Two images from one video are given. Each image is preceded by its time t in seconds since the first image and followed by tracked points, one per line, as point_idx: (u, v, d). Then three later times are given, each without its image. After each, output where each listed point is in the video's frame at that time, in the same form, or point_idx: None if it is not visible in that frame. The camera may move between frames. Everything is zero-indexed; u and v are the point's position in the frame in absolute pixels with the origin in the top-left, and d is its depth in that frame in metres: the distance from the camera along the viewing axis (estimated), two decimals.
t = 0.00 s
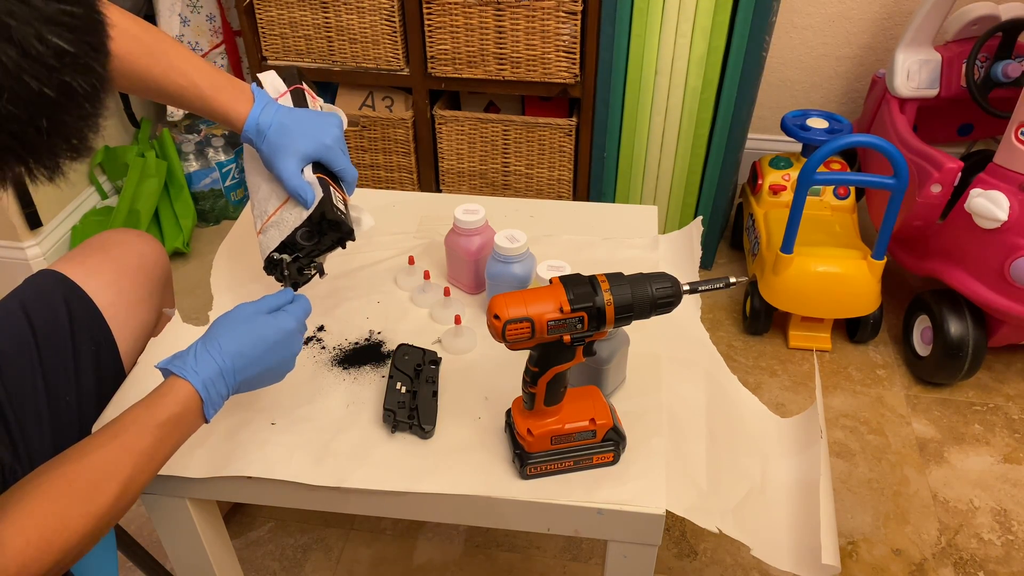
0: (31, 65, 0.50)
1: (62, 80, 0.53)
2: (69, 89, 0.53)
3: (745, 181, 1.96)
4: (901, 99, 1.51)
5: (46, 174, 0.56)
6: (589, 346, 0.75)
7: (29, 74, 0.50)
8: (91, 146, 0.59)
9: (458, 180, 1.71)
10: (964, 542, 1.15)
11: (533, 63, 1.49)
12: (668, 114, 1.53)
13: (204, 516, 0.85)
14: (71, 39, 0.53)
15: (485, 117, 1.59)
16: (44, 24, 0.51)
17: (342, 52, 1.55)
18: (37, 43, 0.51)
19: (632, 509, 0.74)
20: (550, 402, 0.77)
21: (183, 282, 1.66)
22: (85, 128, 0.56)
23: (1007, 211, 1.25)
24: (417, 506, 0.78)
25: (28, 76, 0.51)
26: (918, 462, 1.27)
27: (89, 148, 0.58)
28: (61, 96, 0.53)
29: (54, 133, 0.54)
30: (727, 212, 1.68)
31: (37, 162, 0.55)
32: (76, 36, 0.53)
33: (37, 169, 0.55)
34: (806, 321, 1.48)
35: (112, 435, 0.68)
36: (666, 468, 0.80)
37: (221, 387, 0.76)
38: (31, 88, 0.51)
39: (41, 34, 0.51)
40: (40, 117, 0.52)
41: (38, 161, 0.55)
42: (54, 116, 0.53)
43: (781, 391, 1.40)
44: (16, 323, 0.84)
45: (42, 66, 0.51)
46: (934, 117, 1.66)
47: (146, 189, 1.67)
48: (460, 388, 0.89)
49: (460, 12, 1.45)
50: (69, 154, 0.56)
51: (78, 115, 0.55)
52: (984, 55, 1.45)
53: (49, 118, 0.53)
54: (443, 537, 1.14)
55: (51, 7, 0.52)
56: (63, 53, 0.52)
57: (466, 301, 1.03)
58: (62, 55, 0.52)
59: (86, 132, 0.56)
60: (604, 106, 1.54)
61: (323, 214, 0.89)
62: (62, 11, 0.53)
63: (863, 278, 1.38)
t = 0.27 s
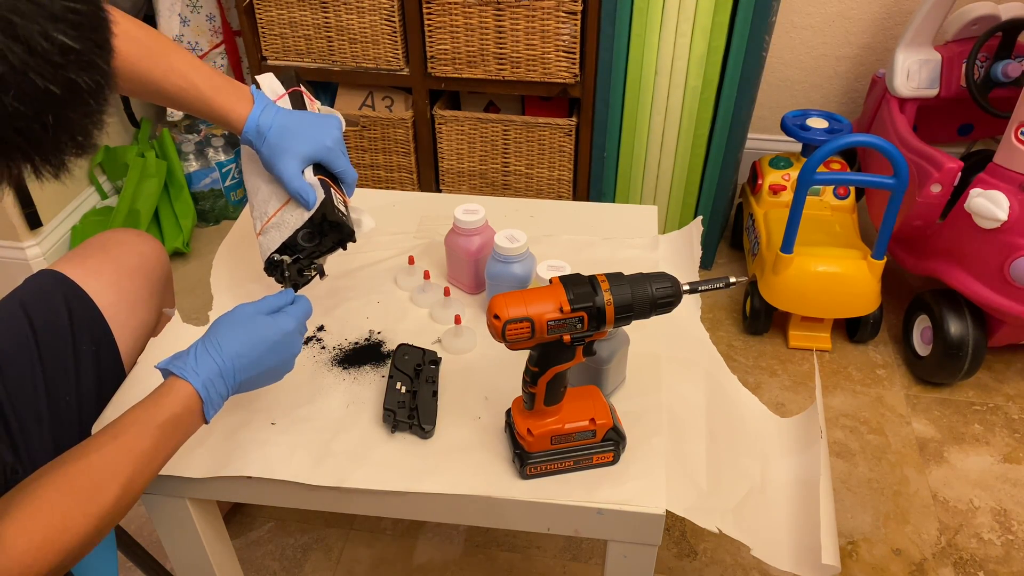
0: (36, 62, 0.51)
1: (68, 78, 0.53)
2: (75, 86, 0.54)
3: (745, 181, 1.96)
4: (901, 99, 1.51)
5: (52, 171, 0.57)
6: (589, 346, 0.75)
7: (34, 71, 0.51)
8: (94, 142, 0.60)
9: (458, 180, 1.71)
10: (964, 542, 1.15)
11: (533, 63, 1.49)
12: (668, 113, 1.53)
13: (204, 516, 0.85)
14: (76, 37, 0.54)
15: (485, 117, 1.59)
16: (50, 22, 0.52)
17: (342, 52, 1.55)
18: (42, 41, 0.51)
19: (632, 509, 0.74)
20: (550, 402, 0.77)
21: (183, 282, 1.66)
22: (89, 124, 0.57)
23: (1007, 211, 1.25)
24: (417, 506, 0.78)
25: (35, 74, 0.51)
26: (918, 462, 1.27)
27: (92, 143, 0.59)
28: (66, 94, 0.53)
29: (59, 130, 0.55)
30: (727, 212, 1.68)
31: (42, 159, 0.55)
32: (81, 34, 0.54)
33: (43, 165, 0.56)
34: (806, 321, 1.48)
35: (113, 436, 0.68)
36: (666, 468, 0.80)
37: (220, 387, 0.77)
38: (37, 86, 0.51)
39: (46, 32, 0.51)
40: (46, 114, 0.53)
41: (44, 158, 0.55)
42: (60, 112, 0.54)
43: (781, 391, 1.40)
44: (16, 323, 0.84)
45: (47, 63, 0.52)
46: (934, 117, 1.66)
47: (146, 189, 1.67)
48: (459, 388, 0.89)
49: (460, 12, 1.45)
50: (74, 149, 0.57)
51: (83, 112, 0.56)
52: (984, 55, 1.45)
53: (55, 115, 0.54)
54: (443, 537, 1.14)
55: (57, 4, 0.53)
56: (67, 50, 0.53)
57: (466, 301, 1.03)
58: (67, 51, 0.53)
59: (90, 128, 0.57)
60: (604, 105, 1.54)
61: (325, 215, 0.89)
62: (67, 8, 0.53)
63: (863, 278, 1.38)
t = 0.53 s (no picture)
0: (38, 47, 0.52)
1: (69, 63, 0.54)
2: (76, 72, 0.55)
3: (745, 181, 1.96)
4: (901, 99, 1.51)
5: (55, 159, 0.59)
6: (589, 346, 0.75)
7: (37, 56, 0.52)
8: (97, 130, 0.61)
9: (458, 180, 1.71)
10: (964, 542, 1.15)
11: (533, 63, 1.49)
12: (668, 114, 1.53)
13: (204, 516, 0.85)
14: (77, 22, 0.54)
15: (485, 117, 1.59)
16: (51, 8, 0.53)
17: (342, 52, 1.55)
18: (45, 26, 0.52)
19: (632, 508, 0.74)
20: (550, 402, 0.77)
21: (183, 282, 1.66)
22: (91, 111, 0.58)
23: (1007, 210, 1.25)
24: (417, 506, 0.78)
25: (37, 60, 0.52)
26: (918, 462, 1.27)
27: (95, 132, 0.60)
28: (67, 79, 0.55)
29: (62, 118, 0.56)
30: (727, 212, 1.68)
31: (45, 146, 0.57)
32: (81, 20, 0.55)
33: (46, 152, 0.57)
34: (806, 321, 1.48)
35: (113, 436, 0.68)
36: (666, 468, 0.80)
37: (225, 384, 0.76)
38: (40, 72, 0.53)
39: (47, 18, 0.52)
40: (49, 101, 0.54)
41: (48, 145, 0.57)
42: (63, 99, 0.55)
43: (781, 391, 1.40)
44: (16, 323, 0.84)
45: (50, 49, 0.53)
46: (934, 117, 1.66)
47: (146, 189, 1.67)
48: (459, 388, 0.89)
49: (460, 12, 1.45)
50: (76, 138, 0.59)
51: (85, 98, 0.57)
52: (984, 55, 1.45)
53: (57, 102, 0.55)
54: (443, 537, 1.14)
55: None
56: (69, 36, 0.54)
57: (466, 301, 1.03)
58: (69, 37, 0.54)
59: (92, 116, 0.59)
60: (604, 105, 1.54)
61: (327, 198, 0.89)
62: None
63: (863, 278, 1.38)
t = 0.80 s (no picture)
0: (41, 44, 0.52)
1: (72, 60, 0.55)
2: (79, 68, 0.55)
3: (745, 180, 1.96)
4: (901, 98, 1.51)
5: (59, 157, 0.59)
6: (589, 346, 0.75)
7: (40, 53, 0.52)
8: (100, 127, 0.61)
9: (458, 180, 1.71)
10: (964, 542, 1.15)
11: (533, 63, 1.49)
12: (668, 114, 1.53)
13: (204, 516, 0.85)
14: (80, 19, 0.55)
15: (485, 117, 1.59)
16: (54, 5, 0.53)
17: (342, 52, 1.55)
18: (48, 24, 0.52)
19: (631, 508, 0.74)
20: (550, 402, 0.77)
21: (183, 282, 1.66)
22: (95, 109, 0.58)
23: (1007, 210, 1.25)
24: (417, 506, 0.78)
25: (42, 57, 0.53)
26: (918, 462, 1.27)
27: (98, 130, 0.60)
28: (71, 77, 0.55)
29: (66, 114, 0.56)
30: (727, 212, 1.67)
31: (50, 144, 0.57)
32: (84, 17, 0.55)
33: (51, 149, 0.57)
34: (806, 321, 1.48)
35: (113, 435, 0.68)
36: (666, 467, 0.80)
37: (223, 375, 0.76)
38: (43, 69, 0.53)
39: (51, 15, 0.53)
40: (52, 98, 0.54)
41: (52, 142, 0.57)
42: (66, 96, 0.55)
43: (781, 391, 1.40)
44: (16, 324, 0.84)
45: (53, 46, 0.53)
46: (934, 117, 1.66)
47: (146, 189, 1.67)
48: (459, 388, 0.89)
49: (460, 12, 1.45)
50: (80, 136, 0.59)
51: (88, 96, 0.57)
52: (984, 55, 1.45)
53: (61, 99, 0.55)
54: (443, 537, 1.14)
55: None
56: (72, 33, 0.54)
57: (466, 301, 1.03)
58: (72, 34, 0.54)
59: (96, 114, 0.58)
60: (604, 105, 1.54)
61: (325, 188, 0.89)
62: None
63: (862, 278, 1.38)
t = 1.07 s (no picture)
0: (41, 41, 0.52)
1: (72, 57, 0.55)
2: (78, 65, 0.55)
3: (745, 180, 1.96)
4: (901, 98, 1.51)
5: (60, 154, 0.59)
6: (590, 345, 0.75)
7: (40, 49, 0.52)
8: (100, 124, 0.61)
9: (458, 180, 1.71)
10: (964, 542, 1.15)
11: (533, 63, 1.49)
12: (668, 114, 1.53)
13: (204, 516, 0.85)
14: (79, 16, 0.55)
15: (485, 117, 1.59)
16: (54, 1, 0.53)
17: (342, 52, 1.55)
18: (47, 20, 0.52)
19: (631, 508, 0.74)
20: (550, 402, 0.77)
21: (183, 282, 1.66)
22: (94, 105, 0.58)
23: (1007, 210, 1.25)
24: (417, 506, 0.78)
25: (40, 53, 0.53)
26: (918, 462, 1.27)
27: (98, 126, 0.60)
28: (70, 72, 0.55)
29: (66, 111, 0.56)
30: (728, 212, 1.67)
31: (51, 142, 0.57)
32: (84, 13, 0.55)
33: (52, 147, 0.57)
34: (806, 321, 1.48)
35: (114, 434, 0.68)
36: (666, 468, 0.80)
37: (229, 366, 0.76)
38: (43, 65, 0.53)
39: (51, 11, 0.53)
40: (51, 94, 0.54)
41: (52, 139, 0.57)
42: (66, 92, 0.55)
43: (781, 391, 1.40)
44: (16, 324, 0.84)
45: (53, 43, 0.53)
46: (934, 117, 1.66)
47: (146, 189, 1.67)
48: (459, 388, 0.89)
49: (460, 12, 1.45)
50: (80, 133, 0.59)
51: (88, 92, 0.57)
52: (984, 55, 1.45)
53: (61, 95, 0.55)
54: (443, 537, 1.14)
55: None
56: (71, 29, 0.54)
57: (466, 301, 1.03)
58: (71, 30, 0.54)
59: (95, 110, 0.58)
60: (604, 105, 1.54)
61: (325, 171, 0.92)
62: None
63: (862, 278, 1.38)
